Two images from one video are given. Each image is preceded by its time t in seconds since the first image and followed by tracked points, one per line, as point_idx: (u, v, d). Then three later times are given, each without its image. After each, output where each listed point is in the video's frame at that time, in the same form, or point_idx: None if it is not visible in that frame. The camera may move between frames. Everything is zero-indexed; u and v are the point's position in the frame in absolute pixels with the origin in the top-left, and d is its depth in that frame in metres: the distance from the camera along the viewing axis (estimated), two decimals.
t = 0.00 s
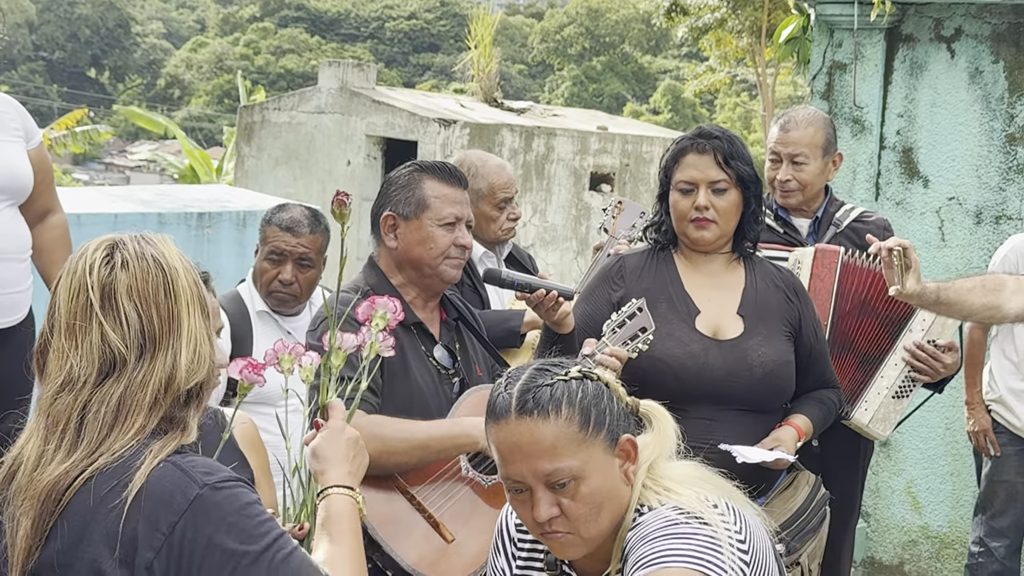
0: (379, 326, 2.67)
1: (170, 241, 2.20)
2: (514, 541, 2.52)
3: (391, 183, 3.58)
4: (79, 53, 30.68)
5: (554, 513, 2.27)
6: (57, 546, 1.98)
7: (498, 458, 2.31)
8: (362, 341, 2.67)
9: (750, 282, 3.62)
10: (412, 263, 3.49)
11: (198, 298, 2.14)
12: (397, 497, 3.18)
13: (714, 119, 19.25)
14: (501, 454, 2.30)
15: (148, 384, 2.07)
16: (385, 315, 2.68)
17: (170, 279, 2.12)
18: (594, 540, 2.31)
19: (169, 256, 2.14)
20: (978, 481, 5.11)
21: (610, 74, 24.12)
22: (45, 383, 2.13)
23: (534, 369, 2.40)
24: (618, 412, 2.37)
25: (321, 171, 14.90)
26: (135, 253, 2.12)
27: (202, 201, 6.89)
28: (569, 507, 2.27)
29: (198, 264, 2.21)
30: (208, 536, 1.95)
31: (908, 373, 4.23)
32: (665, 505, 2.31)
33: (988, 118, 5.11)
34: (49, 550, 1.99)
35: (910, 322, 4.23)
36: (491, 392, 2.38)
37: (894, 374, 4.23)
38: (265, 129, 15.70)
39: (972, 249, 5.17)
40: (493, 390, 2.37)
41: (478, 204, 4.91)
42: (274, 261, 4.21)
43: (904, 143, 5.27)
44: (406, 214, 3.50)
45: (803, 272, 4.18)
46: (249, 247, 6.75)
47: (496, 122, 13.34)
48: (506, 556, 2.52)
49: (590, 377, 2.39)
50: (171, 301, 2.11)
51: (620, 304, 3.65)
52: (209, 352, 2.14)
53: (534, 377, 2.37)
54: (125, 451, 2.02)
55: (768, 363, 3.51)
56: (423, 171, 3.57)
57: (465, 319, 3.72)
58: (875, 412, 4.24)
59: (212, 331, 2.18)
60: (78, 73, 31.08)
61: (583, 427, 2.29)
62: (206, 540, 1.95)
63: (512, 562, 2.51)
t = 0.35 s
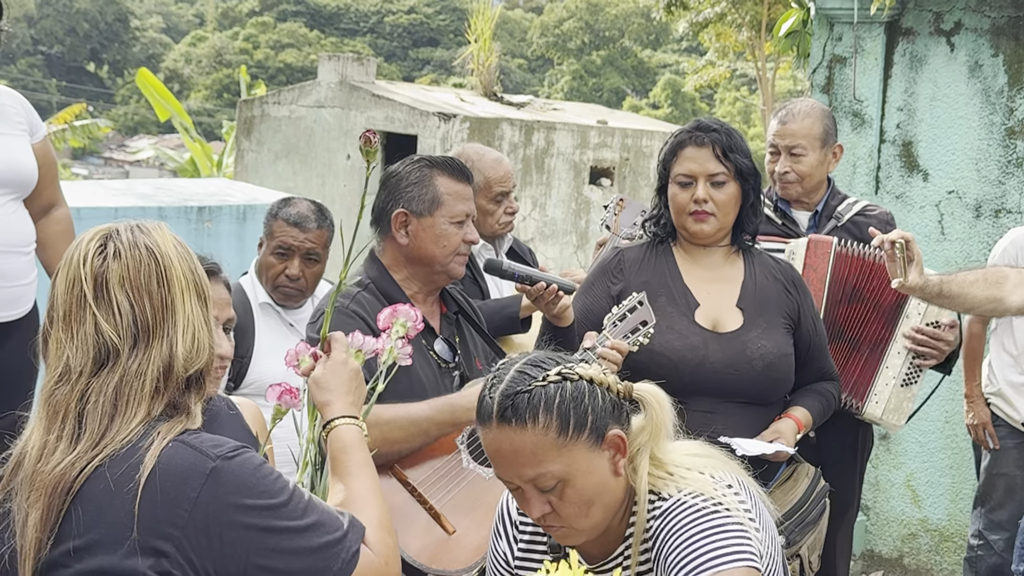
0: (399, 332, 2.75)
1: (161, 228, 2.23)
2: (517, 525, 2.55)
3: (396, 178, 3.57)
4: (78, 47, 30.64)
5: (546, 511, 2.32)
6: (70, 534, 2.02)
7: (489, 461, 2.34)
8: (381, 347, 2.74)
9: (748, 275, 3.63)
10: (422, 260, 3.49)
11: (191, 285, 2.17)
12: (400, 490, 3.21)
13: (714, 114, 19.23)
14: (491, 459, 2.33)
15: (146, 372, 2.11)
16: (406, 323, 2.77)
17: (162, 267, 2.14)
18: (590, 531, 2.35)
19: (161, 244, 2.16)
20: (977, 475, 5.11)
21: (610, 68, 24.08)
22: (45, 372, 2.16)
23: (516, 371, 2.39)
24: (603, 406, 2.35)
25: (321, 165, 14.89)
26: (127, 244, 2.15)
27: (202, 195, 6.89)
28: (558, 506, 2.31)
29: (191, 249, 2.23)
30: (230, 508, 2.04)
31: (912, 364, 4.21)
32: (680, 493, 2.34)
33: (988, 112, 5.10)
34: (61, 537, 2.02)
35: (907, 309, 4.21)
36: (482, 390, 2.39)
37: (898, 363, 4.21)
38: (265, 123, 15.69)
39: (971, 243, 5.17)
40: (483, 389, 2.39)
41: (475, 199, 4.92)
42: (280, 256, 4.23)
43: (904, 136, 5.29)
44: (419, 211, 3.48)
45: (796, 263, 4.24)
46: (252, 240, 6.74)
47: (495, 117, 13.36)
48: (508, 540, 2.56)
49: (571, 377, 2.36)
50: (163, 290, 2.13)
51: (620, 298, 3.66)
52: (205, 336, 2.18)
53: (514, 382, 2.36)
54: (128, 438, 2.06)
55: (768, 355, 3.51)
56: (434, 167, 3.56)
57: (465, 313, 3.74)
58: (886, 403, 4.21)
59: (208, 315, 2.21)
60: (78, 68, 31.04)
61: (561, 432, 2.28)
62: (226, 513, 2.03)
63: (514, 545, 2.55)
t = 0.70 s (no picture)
0: (434, 338, 2.75)
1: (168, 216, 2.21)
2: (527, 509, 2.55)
3: (399, 173, 3.54)
4: (75, 44, 30.59)
5: (560, 497, 2.39)
6: (88, 520, 2.04)
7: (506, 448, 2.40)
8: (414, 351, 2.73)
9: (748, 270, 3.62)
10: (425, 257, 3.48)
11: (197, 273, 2.16)
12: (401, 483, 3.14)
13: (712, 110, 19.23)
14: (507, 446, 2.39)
15: (152, 359, 2.10)
16: (441, 329, 2.76)
17: (166, 257, 2.13)
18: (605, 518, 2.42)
19: (164, 234, 2.15)
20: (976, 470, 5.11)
21: (607, 64, 24.06)
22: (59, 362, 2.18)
23: (534, 361, 2.39)
24: (620, 400, 2.37)
25: (318, 161, 14.88)
26: (131, 235, 2.13)
27: (200, 191, 6.89)
28: (572, 494, 2.38)
29: (199, 238, 2.21)
30: (249, 490, 2.04)
31: (904, 329, 4.20)
32: (723, 497, 2.39)
33: (987, 107, 5.10)
34: (78, 525, 2.04)
35: (882, 284, 4.25)
36: (499, 377, 2.42)
37: (892, 338, 4.21)
38: (263, 119, 15.68)
39: (970, 238, 5.16)
40: (501, 377, 2.41)
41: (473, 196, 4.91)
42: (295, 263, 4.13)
43: (903, 132, 5.28)
44: (423, 206, 3.47)
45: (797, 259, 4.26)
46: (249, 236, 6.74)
47: (493, 113, 13.37)
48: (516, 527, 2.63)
49: (588, 372, 2.36)
50: (167, 279, 2.12)
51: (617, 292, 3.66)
52: (212, 323, 2.17)
53: (533, 372, 2.38)
54: (136, 426, 2.06)
55: (767, 350, 3.51)
56: (437, 162, 3.54)
57: (468, 307, 3.74)
58: (893, 380, 4.20)
59: (217, 302, 2.20)
60: (75, 64, 31.00)
61: (575, 428, 2.32)
62: (246, 497, 2.04)
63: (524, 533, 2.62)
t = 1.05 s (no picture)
0: (454, 340, 2.73)
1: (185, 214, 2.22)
2: (544, 489, 2.58)
3: (399, 173, 3.54)
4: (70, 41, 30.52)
5: (596, 464, 2.37)
6: (100, 516, 2.05)
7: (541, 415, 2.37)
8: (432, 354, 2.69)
9: (744, 270, 3.62)
10: (425, 258, 3.48)
11: (211, 271, 2.16)
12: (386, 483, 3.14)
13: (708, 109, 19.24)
14: (543, 412, 2.37)
15: (164, 355, 2.11)
16: (462, 331, 2.73)
17: (179, 253, 2.13)
18: (638, 486, 2.40)
19: (177, 231, 2.15)
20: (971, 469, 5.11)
21: (603, 62, 24.07)
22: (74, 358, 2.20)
23: (573, 327, 2.40)
24: (657, 365, 2.41)
25: (314, 159, 14.88)
26: (144, 232, 2.14)
27: (197, 189, 6.89)
28: (609, 461, 2.36)
29: (215, 236, 2.22)
30: (260, 488, 2.03)
31: (899, 335, 4.26)
32: (752, 458, 2.45)
33: (984, 106, 5.11)
34: (90, 520, 2.05)
35: (885, 287, 4.26)
36: (533, 346, 2.41)
37: (886, 342, 4.26)
38: (258, 117, 15.68)
39: (967, 237, 5.17)
40: (535, 345, 2.41)
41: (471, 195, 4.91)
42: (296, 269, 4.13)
43: (899, 131, 5.28)
44: (422, 207, 3.48)
45: (800, 259, 4.22)
46: (246, 234, 6.74)
47: (490, 112, 13.38)
48: (535, 504, 2.58)
49: (627, 337, 2.39)
50: (179, 276, 2.13)
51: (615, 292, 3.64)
52: (226, 321, 2.17)
53: (572, 337, 2.38)
54: (146, 422, 2.07)
55: (763, 350, 3.52)
56: (437, 163, 3.54)
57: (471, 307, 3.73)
58: (880, 383, 4.26)
59: (231, 301, 2.19)
60: (70, 62, 30.96)
61: (618, 389, 2.33)
62: (261, 493, 2.04)
63: (544, 510, 2.58)
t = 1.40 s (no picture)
0: (454, 346, 2.70)
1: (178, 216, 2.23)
2: (543, 482, 2.58)
3: (385, 177, 3.53)
4: (64, 43, 30.48)
5: (606, 452, 2.36)
6: (92, 516, 2.05)
7: (553, 404, 2.37)
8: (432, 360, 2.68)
9: (735, 273, 3.63)
10: (414, 261, 3.48)
11: (203, 273, 2.16)
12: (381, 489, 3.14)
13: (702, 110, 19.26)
14: (555, 400, 2.36)
15: (154, 355, 2.12)
16: (463, 337, 2.71)
17: (171, 254, 2.14)
18: (646, 474, 2.40)
19: (170, 233, 2.16)
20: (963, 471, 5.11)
21: (597, 64, 24.09)
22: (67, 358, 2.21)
23: (585, 314, 2.41)
24: (667, 352, 2.42)
25: (308, 160, 14.88)
26: (137, 234, 2.15)
27: (190, 191, 6.88)
28: (620, 448, 2.36)
29: (208, 238, 2.23)
30: (250, 490, 2.03)
31: (887, 337, 4.26)
32: (755, 450, 2.48)
33: (975, 108, 5.11)
34: (82, 520, 2.06)
35: (874, 288, 4.27)
36: (542, 335, 2.41)
37: (874, 343, 4.25)
38: (252, 119, 15.69)
39: (958, 239, 5.17)
40: (545, 334, 2.41)
41: (463, 199, 4.92)
42: (291, 274, 4.14)
43: (891, 133, 5.30)
44: (411, 211, 3.47)
45: (794, 262, 4.25)
46: (239, 237, 6.73)
47: (483, 114, 13.37)
48: (535, 498, 2.57)
49: (640, 323, 2.41)
50: (170, 277, 2.13)
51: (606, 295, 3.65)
52: (216, 323, 2.18)
53: (585, 324, 2.39)
54: (137, 423, 2.08)
55: (753, 352, 3.52)
56: (424, 167, 3.55)
57: (454, 309, 3.73)
58: (867, 384, 4.26)
59: (223, 303, 2.20)
60: (64, 63, 31.01)
61: (634, 374, 2.34)
62: (258, 493, 2.04)
63: (543, 503, 2.57)
